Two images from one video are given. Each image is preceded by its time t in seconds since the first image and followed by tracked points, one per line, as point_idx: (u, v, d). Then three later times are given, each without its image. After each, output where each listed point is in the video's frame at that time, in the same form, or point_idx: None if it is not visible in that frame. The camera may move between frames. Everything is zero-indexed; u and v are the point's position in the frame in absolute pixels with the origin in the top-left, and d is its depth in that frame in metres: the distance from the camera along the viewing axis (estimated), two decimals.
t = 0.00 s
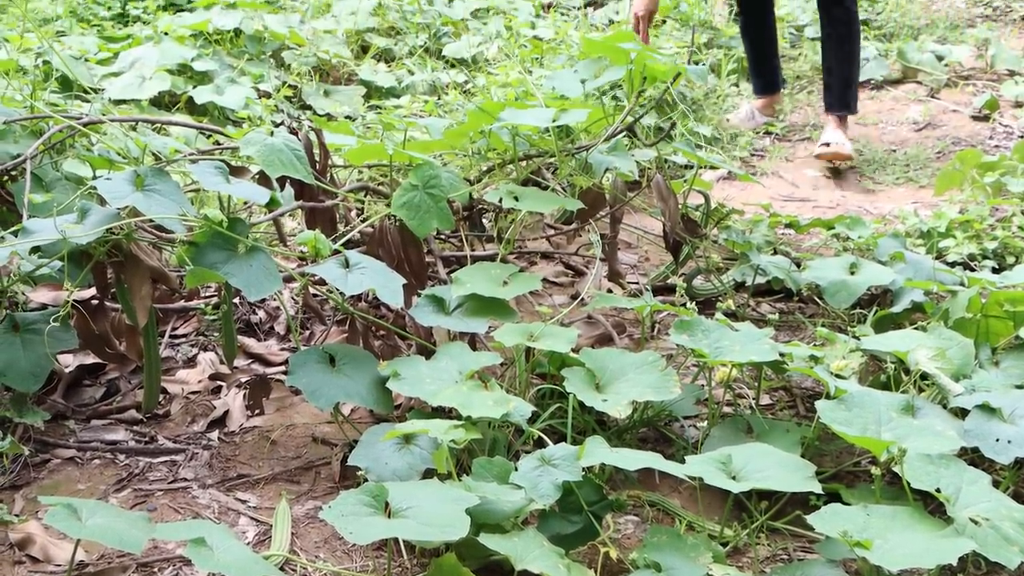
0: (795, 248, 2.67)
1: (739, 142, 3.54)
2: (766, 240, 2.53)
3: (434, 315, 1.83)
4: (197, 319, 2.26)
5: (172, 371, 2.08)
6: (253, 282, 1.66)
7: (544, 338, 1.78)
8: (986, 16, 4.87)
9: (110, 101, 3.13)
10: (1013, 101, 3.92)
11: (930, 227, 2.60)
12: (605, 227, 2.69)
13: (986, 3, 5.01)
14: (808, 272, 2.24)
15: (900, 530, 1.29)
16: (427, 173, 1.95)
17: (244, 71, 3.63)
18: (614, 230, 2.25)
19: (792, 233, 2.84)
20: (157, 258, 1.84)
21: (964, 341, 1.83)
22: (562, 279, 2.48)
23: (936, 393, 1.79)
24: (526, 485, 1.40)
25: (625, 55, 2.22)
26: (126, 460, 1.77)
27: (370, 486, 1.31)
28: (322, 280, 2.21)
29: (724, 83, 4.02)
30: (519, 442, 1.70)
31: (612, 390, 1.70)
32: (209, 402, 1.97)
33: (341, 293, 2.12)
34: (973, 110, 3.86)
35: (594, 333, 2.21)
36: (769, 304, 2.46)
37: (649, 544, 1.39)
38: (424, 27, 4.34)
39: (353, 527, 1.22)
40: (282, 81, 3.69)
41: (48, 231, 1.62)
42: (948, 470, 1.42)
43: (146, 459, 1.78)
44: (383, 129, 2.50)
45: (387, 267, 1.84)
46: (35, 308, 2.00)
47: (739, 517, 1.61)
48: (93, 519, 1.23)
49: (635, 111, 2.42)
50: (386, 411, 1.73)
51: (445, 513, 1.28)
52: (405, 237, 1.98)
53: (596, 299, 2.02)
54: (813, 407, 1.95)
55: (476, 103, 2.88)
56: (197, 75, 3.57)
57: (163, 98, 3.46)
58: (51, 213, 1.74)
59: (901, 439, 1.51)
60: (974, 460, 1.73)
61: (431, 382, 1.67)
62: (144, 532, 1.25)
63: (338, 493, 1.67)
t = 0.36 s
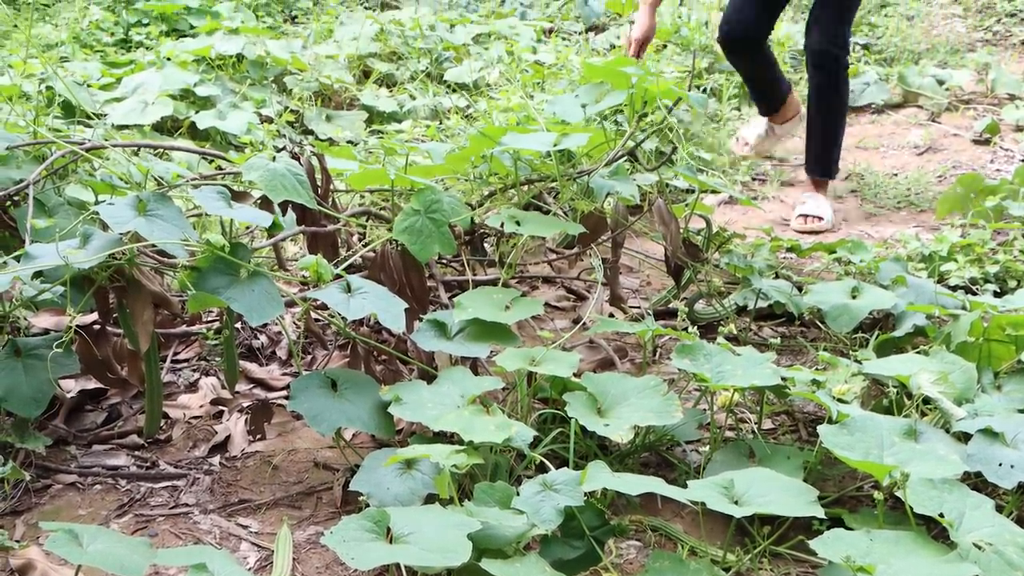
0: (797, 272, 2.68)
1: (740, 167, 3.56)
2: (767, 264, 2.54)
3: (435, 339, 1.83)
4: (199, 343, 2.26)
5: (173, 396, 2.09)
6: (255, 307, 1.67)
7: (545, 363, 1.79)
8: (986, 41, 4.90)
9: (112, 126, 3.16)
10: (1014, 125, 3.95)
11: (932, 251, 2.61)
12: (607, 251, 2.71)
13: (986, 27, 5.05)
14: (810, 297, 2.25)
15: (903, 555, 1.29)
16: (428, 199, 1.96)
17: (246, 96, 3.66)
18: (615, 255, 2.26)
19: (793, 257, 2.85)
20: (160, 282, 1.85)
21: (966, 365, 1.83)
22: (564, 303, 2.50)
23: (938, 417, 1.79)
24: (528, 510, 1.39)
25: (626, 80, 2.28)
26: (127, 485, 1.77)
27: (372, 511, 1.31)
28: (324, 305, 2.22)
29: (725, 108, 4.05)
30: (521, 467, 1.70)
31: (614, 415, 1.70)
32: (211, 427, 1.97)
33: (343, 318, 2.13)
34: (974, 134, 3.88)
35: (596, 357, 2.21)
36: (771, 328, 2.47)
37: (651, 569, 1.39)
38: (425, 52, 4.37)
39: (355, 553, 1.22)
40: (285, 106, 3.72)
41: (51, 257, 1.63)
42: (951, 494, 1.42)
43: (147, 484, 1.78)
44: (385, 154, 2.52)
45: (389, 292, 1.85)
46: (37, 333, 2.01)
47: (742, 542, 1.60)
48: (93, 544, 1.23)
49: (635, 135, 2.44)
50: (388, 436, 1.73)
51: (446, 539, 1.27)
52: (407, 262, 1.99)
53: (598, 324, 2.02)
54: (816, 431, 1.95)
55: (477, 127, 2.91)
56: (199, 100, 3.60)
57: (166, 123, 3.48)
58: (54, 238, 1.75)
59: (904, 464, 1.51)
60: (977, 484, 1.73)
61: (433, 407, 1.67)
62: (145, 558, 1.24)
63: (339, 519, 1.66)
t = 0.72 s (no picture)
0: (798, 296, 2.69)
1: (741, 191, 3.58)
2: (768, 289, 2.55)
3: (436, 364, 1.83)
4: (201, 368, 2.27)
5: (174, 421, 2.09)
6: (255, 332, 1.68)
7: (547, 388, 1.79)
8: (986, 65, 4.93)
9: (114, 151, 3.19)
10: (1014, 150, 3.97)
11: (933, 274, 2.62)
12: (607, 276, 2.72)
13: (986, 51, 5.09)
14: (811, 321, 2.25)
15: None
16: (430, 224, 1.97)
17: (248, 122, 3.69)
18: (616, 279, 2.27)
19: (795, 281, 2.86)
20: (161, 308, 1.86)
21: (968, 389, 1.83)
22: (565, 327, 2.51)
23: (940, 441, 1.79)
24: (529, 535, 1.39)
25: (627, 105, 2.25)
26: (127, 511, 1.77)
27: (373, 537, 1.31)
28: (325, 330, 2.23)
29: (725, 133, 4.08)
30: (523, 492, 1.70)
31: (616, 440, 1.70)
32: (212, 452, 1.97)
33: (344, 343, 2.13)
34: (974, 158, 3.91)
35: (597, 381, 2.21)
36: (772, 352, 2.47)
37: None
38: (427, 78, 4.40)
39: None
40: (286, 131, 3.75)
41: (53, 282, 1.64)
42: (953, 519, 1.42)
43: (147, 510, 1.78)
44: (387, 179, 2.54)
45: (389, 316, 1.86)
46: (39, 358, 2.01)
47: (745, 567, 1.59)
48: (93, 571, 1.23)
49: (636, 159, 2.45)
50: (389, 461, 1.73)
51: (447, 564, 1.27)
52: (408, 287, 2.00)
53: (600, 348, 2.03)
54: (818, 456, 1.95)
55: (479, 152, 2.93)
56: (201, 125, 3.63)
57: (168, 148, 3.51)
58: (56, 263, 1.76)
59: (906, 488, 1.51)
60: (980, 509, 1.73)
61: (434, 432, 1.67)
62: None
63: (340, 545, 1.66)
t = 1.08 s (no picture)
0: (798, 323, 2.70)
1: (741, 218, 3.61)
2: (769, 316, 2.56)
3: (438, 392, 1.84)
4: (202, 397, 2.27)
5: (175, 449, 2.09)
6: (256, 359, 1.68)
7: (548, 416, 1.79)
8: (985, 92, 4.98)
9: (116, 179, 3.21)
10: (1014, 177, 3.99)
11: (933, 300, 2.61)
12: (608, 303, 2.73)
13: (985, 79, 5.13)
14: (811, 348, 2.26)
15: None
16: (430, 251, 1.99)
17: (250, 149, 3.73)
18: (617, 307, 2.28)
19: (795, 308, 2.88)
20: (162, 336, 1.87)
21: (968, 417, 1.83)
22: (566, 355, 2.52)
23: (941, 468, 1.79)
24: (530, 563, 1.39)
25: (627, 132, 2.27)
26: (127, 539, 1.78)
27: (373, 566, 1.31)
28: (326, 358, 2.23)
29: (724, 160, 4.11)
30: (524, 520, 1.70)
31: (617, 467, 1.70)
32: (212, 480, 1.97)
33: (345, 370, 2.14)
34: (974, 185, 3.93)
35: (598, 409, 2.22)
36: (773, 379, 2.48)
37: None
38: (428, 105, 4.44)
39: None
40: (288, 158, 3.78)
41: (54, 310, 1.65)
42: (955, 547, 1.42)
43: (148, 538, 1.79)
44: (388, 207, 2.56)
45: (390, 344, 1.87)
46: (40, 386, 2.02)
47: None
48: None
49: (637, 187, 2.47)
50: (390, 489, 1.73)
51: None
52: (409, 315, 2.01)
53: (601, 375, 2.03)
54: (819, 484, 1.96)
55: (479, 180, 2.95)
56: (202, 153, 3.66)
57: (169, 176, 3.54)
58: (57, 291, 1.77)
59: (908, 516, 1.51)
60: (982, 537, 1.73)
61: (436, 460, 1.67)
62: None
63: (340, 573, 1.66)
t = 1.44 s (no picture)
0: (798, 351, 2.71)
1: (740, 246, 3.63)
2: (768, 344, 2.57)
3: (439, 421, 1.84)
4: (202, 426, 2.27)
5: (175, 479, 2.09)
6: (258, 388, 1.69)
7: (549, 444, 1.79)
8: (983, 121, 5.02)
9: (117, 208, 3.24)
10: (1013, 205, 4.02)
11: (933, 329, 2.63)
12: (608, 331, 2.74)
13: (983, 108, 5.17)
14: (811, 376, 2.26)
15: None
16: (431, 280, 2.00)
17: (251, 179, 3.76)
18: (617, 336, 2.29)
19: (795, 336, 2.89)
20: (162, 365, 1.88)
21: (969, 445, 1.83)
22: (566, 383, 2.53)
23: (943, 497, 1.79)
24: None
25: (627, 162, 2.30)
26: (127, 569, 1.78)
27: None
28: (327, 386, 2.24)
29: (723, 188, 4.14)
30: (525, 549, 1.70)
31: (618, 496, 1.70)
32: (212, 510, 1.98)
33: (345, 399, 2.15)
34: (973, 214, 3.96)
35: (598, 438, 2.22)
36: (773, 408, 2.49)
37: None
38: (429, 135, 4.48)
39: None
40: (289, 188, 3.82)
41: (55, 340, 1.66)
42: None
43: (147, 568, 1.78)
44: (388, 236, 2.57)
45: (391, 373, 1.87)
46: (40, 416, 2.03)
47: None
48: None
49: (636, 216, 2.49)
50: (392, 519, 1.73)
51: None
52: (410, 344, 2.02)
53: (602, 404, 2.04)
54: (820, 513, 1.96)
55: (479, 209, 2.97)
56: (203, 182, 3.70)
57: (170, 205, 3.57)
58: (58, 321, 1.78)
59: (910, 545, 1.51)
60: (985, 567, 1.72)
61: (437, 489, 1.67)
62: None
63: None
